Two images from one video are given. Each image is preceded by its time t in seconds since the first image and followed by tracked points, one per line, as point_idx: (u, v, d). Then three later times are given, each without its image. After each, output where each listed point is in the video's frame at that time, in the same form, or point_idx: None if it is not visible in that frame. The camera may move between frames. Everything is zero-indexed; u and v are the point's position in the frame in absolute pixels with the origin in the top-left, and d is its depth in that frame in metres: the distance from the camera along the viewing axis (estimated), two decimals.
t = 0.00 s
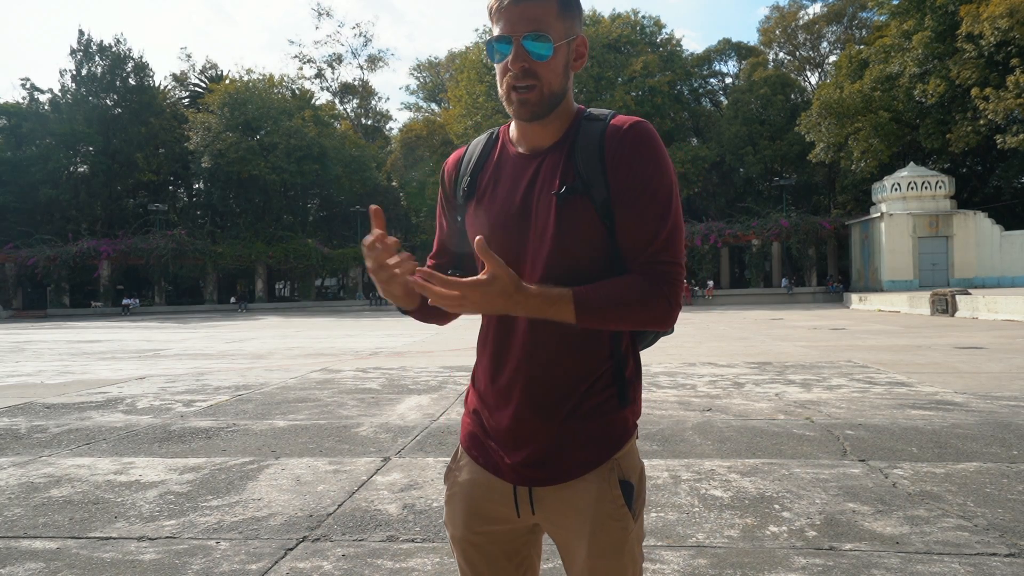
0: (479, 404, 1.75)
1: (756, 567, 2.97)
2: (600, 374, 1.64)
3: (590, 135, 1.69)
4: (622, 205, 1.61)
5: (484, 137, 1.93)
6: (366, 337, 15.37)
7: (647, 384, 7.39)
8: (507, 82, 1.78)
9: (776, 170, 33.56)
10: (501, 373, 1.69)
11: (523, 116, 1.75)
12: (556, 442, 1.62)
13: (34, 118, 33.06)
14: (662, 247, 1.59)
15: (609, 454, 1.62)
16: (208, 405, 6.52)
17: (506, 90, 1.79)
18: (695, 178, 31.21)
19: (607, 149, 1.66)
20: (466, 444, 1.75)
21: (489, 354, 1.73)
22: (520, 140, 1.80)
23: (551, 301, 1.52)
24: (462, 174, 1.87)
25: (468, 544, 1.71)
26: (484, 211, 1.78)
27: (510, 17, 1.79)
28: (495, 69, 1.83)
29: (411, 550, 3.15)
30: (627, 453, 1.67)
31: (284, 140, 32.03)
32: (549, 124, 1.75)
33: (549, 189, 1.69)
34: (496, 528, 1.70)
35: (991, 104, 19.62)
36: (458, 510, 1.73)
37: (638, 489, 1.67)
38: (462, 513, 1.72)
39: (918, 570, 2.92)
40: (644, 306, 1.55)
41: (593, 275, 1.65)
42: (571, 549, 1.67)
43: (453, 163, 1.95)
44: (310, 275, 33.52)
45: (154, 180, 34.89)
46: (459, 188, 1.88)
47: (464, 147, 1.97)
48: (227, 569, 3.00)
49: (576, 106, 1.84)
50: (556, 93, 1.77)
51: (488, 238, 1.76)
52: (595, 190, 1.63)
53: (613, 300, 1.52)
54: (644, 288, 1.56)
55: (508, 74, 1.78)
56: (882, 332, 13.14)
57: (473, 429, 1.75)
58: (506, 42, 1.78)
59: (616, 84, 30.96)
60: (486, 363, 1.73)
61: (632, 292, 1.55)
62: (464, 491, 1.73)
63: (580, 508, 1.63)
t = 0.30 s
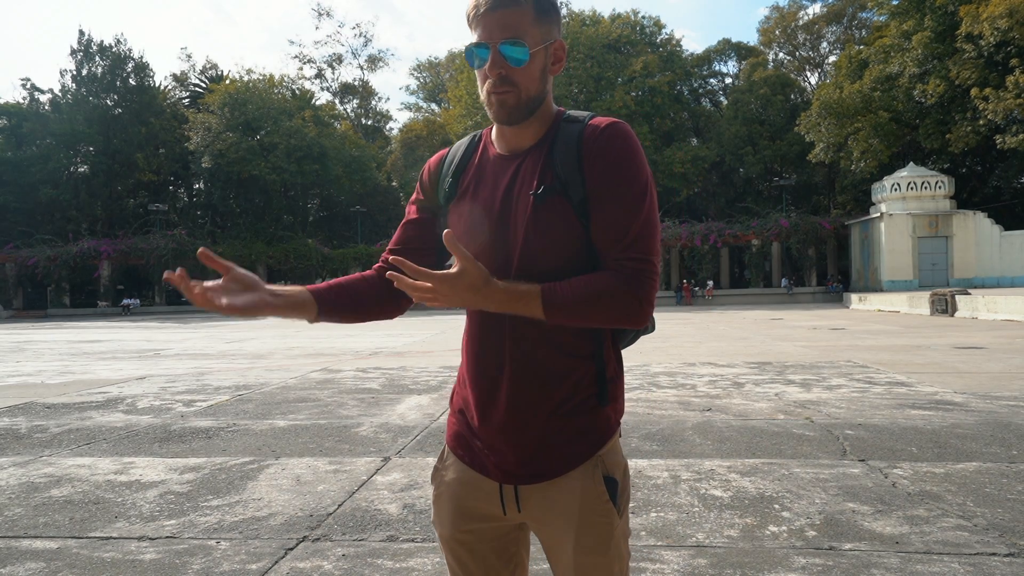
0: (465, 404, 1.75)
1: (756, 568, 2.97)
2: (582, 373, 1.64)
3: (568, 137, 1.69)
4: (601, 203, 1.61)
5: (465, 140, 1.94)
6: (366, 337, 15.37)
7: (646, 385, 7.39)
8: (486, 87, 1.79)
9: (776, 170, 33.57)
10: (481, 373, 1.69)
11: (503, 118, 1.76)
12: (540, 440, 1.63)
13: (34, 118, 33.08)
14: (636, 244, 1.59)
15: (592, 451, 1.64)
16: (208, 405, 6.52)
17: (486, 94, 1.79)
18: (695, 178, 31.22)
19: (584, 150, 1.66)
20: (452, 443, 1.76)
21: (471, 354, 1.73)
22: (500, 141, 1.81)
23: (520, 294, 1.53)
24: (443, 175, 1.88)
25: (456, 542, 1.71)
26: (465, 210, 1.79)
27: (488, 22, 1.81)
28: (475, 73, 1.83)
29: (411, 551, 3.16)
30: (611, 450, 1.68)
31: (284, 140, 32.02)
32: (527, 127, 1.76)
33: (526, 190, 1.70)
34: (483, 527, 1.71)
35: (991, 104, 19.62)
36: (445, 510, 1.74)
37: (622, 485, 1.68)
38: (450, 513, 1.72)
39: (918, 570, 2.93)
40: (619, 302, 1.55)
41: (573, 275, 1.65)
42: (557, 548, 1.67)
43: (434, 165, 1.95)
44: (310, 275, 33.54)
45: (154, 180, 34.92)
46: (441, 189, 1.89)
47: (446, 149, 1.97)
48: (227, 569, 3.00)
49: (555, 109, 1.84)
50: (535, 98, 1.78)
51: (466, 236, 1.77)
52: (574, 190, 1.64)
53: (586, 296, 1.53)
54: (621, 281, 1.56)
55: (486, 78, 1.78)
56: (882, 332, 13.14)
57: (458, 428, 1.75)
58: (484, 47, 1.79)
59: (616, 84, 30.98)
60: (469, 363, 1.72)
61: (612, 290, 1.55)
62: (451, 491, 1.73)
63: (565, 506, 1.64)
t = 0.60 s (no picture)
0: (453, 407, 1.75)
1: (756, 567, 2.97)
2: (571, 376, 1.64)
3: (547, 140, 1.69)
4: (585, 209, 1.61)
5: (442, 146, 1.93)
6: (366, 337, 15.37)
7: (646, 384, 7.39)
8: (472, 87, 1.77)
9: (776, 170, 33.59)
10: (472, 381, 1.68)
11: (488, 119, 1.74)
12: (532, 442, 1.63)
13: (34, 119, 33.10)
14: (623, 247, 1.60)
15: (583, 451, 1.63)
16: (208, 405, 6.52)
17: (470, 93, 1.77)
18: (695, 178, 31.25)
19: (564, 154, 1.65)
20: (443, 445, 1.75)
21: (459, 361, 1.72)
22: (478, 146, 1.81)
23: (516, 314, 1.53)
24: (423, 184, 1.87)
25: (448, 544, 1.71)
26: (448, 220, 1.78)
27: (471, 19, 1.78)
28: (454, 74, 1.80)
29: (411, 550, 3.16)
30: (601, 449, 1.68)
31: (284, 141, 32.03)
32: (507, 130, 1.75)
33: (510, 196, 1.69)
34: (475, 529, 1.71)
35: (990, 104, 19.62)
36: (436, 512, 1.74)
37: (614, 482, 1.67)
38: (441, 515, 1.72)
39: (917, 570, 2.93)
40: (609, 309, 1.56)
41: (560, 281, 1.65)
42: (550, 549, 1.67)
43: (416, 177, 1.95)
44: (310, 276, 33.54)
45: (155, 180, 34.95)
46: (422, 198, 1.88)
47: (425, 158, 1.96)
48: (227, 570, 3.00)
49: (530, 109, 1.84)
50: (519, 97, 1.77)
51: (452, 245, 1.76)
52: (556, 196, 1.63)
53: (579, 308, 1.53)
54: (610, 287, 1.57)
55: (474, 78, 1.76)
56: (882, 333, 13.14)
57: (448, 430, 1.75)
58: (468, 46, 1.77)
59: (616, 84, 31.00)
60: (457, 370, 1.72)
61: (598, 294, 1.56)
62: (442, 494, 1.73)
63: (558, 506, 1.63)
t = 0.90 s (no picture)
0: (456, 406, 1.75)
1: (756, 567, 2.97)
2: (574, 379, 1.64)
3: (549, 144, 1.68)
4: (588, 214, 1.61)
5: (444, 147, 1.93)
6: (366, 337, 15.36)
7: (646, 384, 7.39)
8: (467, 99, 1.76)
9: (776, 170, 33.59)
10: (475, 384, 1.68)
11: (485, 127, 1.73)
12: (534, 445, 1.62)
13: (34, 118, 33.11)
14: (627, 253, 1.60)
15: (586, 451, 1.63)
16: (208, 405, 6.52)
17: (466, 105, 1.77)
18: (695, 178, 31.28)
19: (566, 158, 1.64)
20: (445, 445, 1.75)
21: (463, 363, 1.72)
22: (479, 150, 1.80)
23: (521, 329, 1.54)
24: (426, 187, 1.88)
25: (450, 545, 1.72)
26: (450, 222, 1.79)
27: (466, 29, 1.77)
28: (450, 84, 1.80)
29: (411, 550, 3.16)
30: (605, 449, 1.67)
31: (284, 141, 32.01)
32: (508, 131, 1.74)
33: (513, 199, 1.68)
34: (476, 530, 1.71)
35: (991, 104, 19.61)
36: (438, 512, 1.74)
37: (617, 484, 1.67)
38: (443, 516, 1.72)
39: (917, 570, 2.93)
40: (612, 316, 1.56)
41: (564, 287, 1.65)
42: (552, 550, 1.67)
43: (419, 177, 1.95)
44: (310, 275, 33.53)
45: (154, 180, 34.99)
46: (426, 200, 1.88)
47: (427, 159, 1.96)
48: (227, 570, 3.00)
49: (530, 112, 1.83)
50: (516, 104, 1.76)
51: (455, 247, 1.77)
52: (559, 198, 1.62)
53: (584, 317, 1.54)
54: (613, 294, 1.57)
55: (469, 91, 1.75)
56: (882, 333, 13.14)
57: (451, 430, 1.75)
58: (463, 56, 1.76)
59: (616, 84, 31.00)
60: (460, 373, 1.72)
61: (601, 300, 1.56)
62: (444, 492, 1.73)
63: (559, 508, 1.63)
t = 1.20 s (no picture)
0: (464, 406, 1.75)
1: (756, 568, 2.97)
2: (584, 379, 1.64)
3: (563, 138, 1.68)
4: (600, 210, 1.61)
5: (458, 143, 1.93)
6: (366, 337, 15.36)
7: (646, 384, 7.39)
8: (483, 87, 1.77)
9: (776, 170, 33.59)
10: (485, 381, 1.68)
11: (497, 116, 1.75)
12: (543, 444, 1.63)
13: (34, 118, 33.12)
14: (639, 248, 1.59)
15: (594, 453, 1.63)
16: (208, 405, 6.52)
17: (482, 93, 1.78)
18: (695, 178, 31.29)
19: (579, 153, 1.64)
20: (452, 446, 1.75)
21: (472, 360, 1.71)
22: (492, 143, 1.80)
23: (531, 323, 1.54)
24: (437, 182, 1.88)
25: (457, 545, 1.71)
26: (461, 213, 1.78)
27: (486, 18, 1.78)
28: (467, 71, 1.81)
29: (411, 550, 3.16)
30: (612, 452, 1.68)
31: (284, 141, 31.99)
32: (521, 125, 1.76)
33: (524, 193, 1.68)
34: (485, 530, 1.70)
35: (991, 104, 19.61)
36: (446, 513, 1.73)
37: (624, 488, 1.67)
38: (451, 516, 1.72)
39: (917, 570, 2.93)
40: (623, 312, 1.55)
41: (574, 283, 1.65)
42: (559, 551, 1.67)
43: (430, 173, 1.95)
44: (311, 276, 33.51)
45: (154, 180, 35.03)
46: (436, 194, 1.89)
47: (440, 155, 1.96)
48: (227, 569, 3.00)
49: (546, 108, 1.83)
50: (532, 97, 1.77)
51: (464, 241, 1.76)
52: (571, 193, 1.62)
53: (597, 310, 1.53)
54: (625, 289, 1.56)
55: (484, 78, 1.77)
56: (882, 333, 13.14)
57: (459, 432, 1.75)
58: (481, 45, 1.77)
59: (616, 84, 31.02)
60: (468, 369, 1.72)
61: (612, 296, 1.55)
62: (451, 492, 1.73)
63: (567, 510, 1.63)
